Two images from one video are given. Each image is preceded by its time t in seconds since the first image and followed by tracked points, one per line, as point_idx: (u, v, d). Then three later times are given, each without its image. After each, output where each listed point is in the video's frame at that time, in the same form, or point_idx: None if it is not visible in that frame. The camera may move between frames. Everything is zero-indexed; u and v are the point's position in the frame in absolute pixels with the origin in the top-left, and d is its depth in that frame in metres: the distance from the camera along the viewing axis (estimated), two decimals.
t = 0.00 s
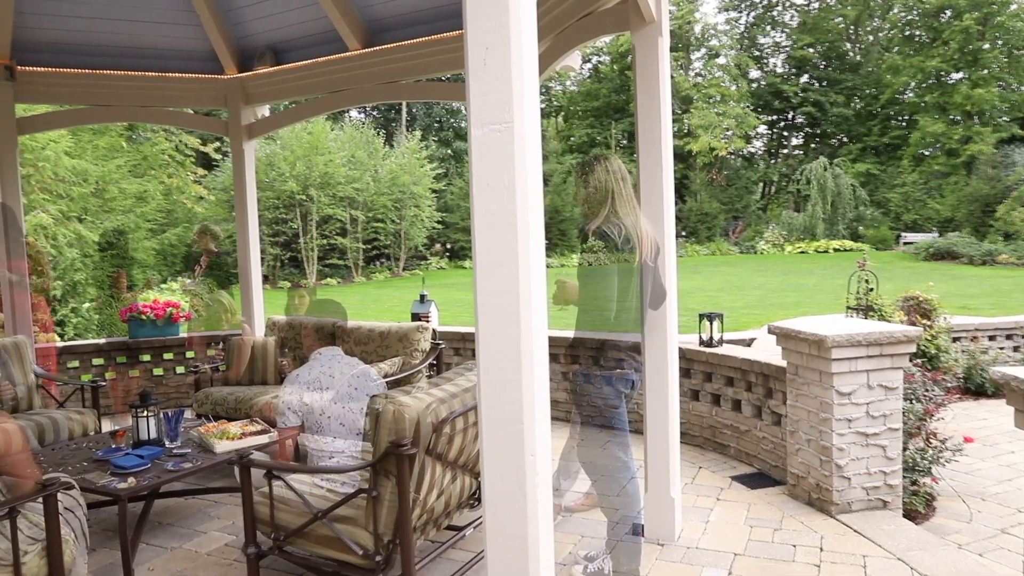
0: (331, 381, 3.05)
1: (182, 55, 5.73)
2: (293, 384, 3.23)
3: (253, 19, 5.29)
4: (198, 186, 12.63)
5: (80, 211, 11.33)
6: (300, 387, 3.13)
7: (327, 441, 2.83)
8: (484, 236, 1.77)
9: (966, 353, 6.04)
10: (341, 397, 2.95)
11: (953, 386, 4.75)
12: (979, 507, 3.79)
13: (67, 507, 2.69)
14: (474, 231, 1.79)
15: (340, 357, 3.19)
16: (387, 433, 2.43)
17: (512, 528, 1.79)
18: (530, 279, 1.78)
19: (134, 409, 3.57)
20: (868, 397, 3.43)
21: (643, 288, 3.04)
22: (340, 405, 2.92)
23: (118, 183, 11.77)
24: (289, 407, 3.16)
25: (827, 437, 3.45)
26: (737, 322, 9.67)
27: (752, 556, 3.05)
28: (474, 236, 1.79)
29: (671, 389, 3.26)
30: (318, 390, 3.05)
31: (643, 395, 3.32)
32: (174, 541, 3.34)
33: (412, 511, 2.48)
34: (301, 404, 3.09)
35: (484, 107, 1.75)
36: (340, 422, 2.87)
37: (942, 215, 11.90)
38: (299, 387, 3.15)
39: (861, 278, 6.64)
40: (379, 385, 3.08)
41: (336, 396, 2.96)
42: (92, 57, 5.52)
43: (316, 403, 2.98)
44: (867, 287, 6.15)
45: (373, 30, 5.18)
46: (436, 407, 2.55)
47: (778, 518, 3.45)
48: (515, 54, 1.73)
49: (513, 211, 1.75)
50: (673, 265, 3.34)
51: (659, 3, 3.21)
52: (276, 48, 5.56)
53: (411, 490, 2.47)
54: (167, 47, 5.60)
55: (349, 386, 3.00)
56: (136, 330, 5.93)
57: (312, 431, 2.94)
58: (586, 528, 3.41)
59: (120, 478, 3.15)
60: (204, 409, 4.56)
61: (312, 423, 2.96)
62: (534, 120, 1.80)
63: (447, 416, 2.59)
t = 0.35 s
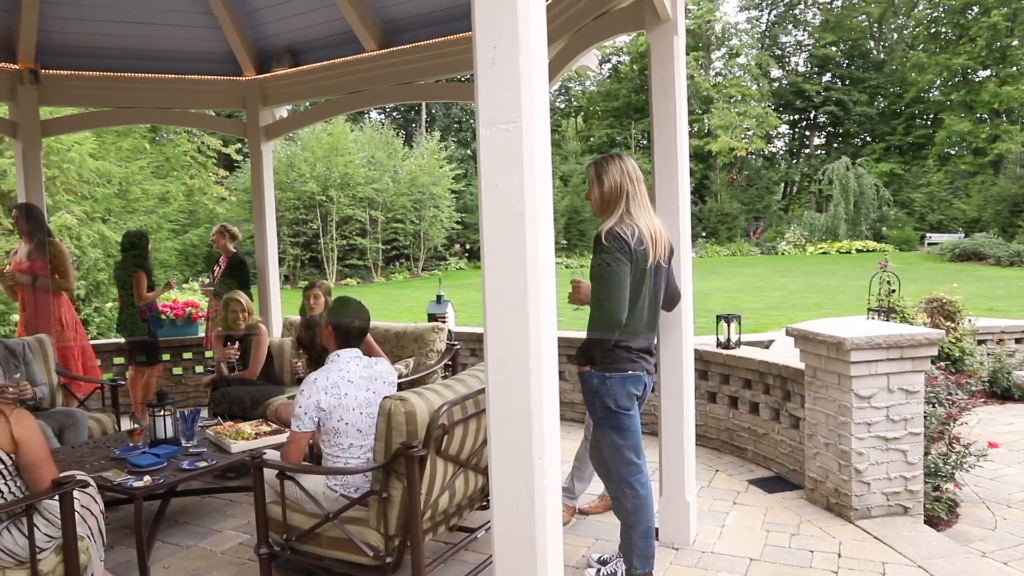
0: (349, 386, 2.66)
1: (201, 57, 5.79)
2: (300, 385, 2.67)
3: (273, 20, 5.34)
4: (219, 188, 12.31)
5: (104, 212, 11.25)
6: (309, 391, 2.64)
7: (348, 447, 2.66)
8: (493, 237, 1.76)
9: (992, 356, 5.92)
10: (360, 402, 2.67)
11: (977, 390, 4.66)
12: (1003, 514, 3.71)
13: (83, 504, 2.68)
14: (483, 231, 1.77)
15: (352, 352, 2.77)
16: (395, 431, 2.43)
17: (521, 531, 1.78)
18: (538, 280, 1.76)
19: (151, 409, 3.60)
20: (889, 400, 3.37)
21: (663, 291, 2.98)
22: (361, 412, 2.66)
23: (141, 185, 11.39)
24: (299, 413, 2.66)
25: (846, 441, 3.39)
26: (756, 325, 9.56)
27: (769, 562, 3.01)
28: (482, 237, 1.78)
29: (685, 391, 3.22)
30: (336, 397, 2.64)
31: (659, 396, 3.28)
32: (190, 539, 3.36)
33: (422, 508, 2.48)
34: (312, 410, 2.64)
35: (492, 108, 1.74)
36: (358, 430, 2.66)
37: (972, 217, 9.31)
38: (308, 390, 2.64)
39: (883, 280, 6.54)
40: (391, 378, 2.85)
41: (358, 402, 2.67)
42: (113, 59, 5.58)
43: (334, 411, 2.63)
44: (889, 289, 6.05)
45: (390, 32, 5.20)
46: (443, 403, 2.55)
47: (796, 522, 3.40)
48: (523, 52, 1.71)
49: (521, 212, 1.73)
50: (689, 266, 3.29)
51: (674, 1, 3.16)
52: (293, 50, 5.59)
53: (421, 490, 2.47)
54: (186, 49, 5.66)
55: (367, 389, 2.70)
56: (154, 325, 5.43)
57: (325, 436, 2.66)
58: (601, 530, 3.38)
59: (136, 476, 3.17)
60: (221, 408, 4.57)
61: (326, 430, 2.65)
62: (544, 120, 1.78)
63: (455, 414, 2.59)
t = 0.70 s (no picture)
0: (356, 383, 2.68)
1: (219, 60, 5.82)
2: (305, 385, 2.64)
3: (289, 22, 5.38)
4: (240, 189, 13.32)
5: (125, 213, 11.34)
6: (316, 390, 2.62)
7: (359, 442, 2.69)
8: (500, 239, 1.74)
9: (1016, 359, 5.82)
10: (367, 397, 2.70)
11: (1001, 394, 4.57)
12: None
13: (98, 502, 2.68)
14: (490, 233, 1.76)
15: (352, 352, 2.76)
16: (405, 431, 2.46)
17: (529, 533, 1.77)
18: (547, 281, 1.75)
19: (167, 409, 3.63)
20: (908, 404, 3.31)
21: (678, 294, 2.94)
22: (369, 407, 2.70)
23: (162, 186, 11.96)
24: (308, 413, 2.63)
25: (864, 446, 3.34)
26: (775, 325, 9.51)
27: (784, 567, 2.97)
28: (490, 238, 1.77)
29: (699, 395, 3.18)
30: (346, 395, 2.65)
31: (673, 399, 3.24)
32: (204, 539, 3.37)
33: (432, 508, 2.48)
34: (320, 410, 2.62)
35: (500, 109, 1.72)
36: (367, 425, 2.69)
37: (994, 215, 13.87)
38: (314, 390, 2.62)
39: (905, 282, 6.45)
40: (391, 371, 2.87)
41: (367, 399, 2.70)
42: (132, 63, 5.64)
43: (344, 408, 2.65)
44: (910, 291, 5.97)
45: (404, 33, 5.23)
46: (454, 404, 2.55)
47: (813, 528, 3.35)
48: (532, 53, 1.70)
49: (530, 213, 1.72)
50: (704, 268, 3.23)
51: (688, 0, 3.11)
52: (309, 52, 5.64)
53: (431, 491, 2.48)
54: (204, 52, 5.70)
55: (372, 385, 2.72)
56: (168, 321, 5.25)
57: (335, 435, 2.68)
58: (614, 534, 3.34)
59: (150, 476, 3.19)
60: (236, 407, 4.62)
61: (337, 428, 2.66)
62: (552, 120, 1.76)
63: (466, 415, 2.59)
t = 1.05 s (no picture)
0: (358, 381, 2.70)
1: (237, 62, 5.86)
2: (308, 388, 2.66)
3: (306, 23, 5.40)
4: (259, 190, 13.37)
5: (148, 214, 11.49)
6: (320, 390, 2.64)
7: (365, 441, 2.70)
8: (509, 239, 1.73)
9: None
10: (371, 395, 2.72)
11: None
12: None
13: (114, 501, 2.70)
14: (499, 235, 1.74)
15: (350, 354, 2.76)
16: (415, 432, 2.46)
17: (538, 535, 1.75)
18: (555, 283, 1.73)
19: (182, 408, 3.66)
20: (929, 408, 3.25)
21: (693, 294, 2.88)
22: (373, 404, 2.72)
23: (183, 187, 12.05)
24: (312, 414, 2.64)
25: (882, 450, 3.29)
26: (795, 326, 9.41)
27: (800, 573, 2.93)
28: (499, 239, 1.75)
29: (715, 397, 3.14)
30: (349, 393, 2.67)
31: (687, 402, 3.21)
32: (219, 537, 3.39)
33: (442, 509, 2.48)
34: (325, 410, 2.64)
35: (509, 109, 1.71)
36: (373, 422, 2.71)
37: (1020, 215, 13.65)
38: (318, 390, 2.64)
39: (927, 283, 6.34)
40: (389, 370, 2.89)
41: (369, 397, 2.71)
42: (152, 65, 5.69)
43: (349, 407, 2.66)
44: (932, 292, 5.87)
45: (420, 34, 5.23)
46: (464, 405, 2.55)
47: (830, 533, 3.30)
48: (540, 53, 1.68)
49: (538, 214, 1.70)
50: (720, 270, 3.18)
51: None
52: (326, 53, 5.66)
53: (441, 492, 2.48)
54: (222, 54, 5.74)
55: (374, 383, 2.74)
56: (187, 320, 5.28)
57: (342, 433, 2.69)
58: (627, 537, 3.32)
59: (166, 475, 3.22)
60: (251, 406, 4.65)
61: (343, 427, 2.67)
62: (563, 121, 1.75)
63: (477, 416, 2.59)
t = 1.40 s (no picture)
0: (377, 383, 2.71)
1: (254, 64, 5.89)
2: (327, 388, 2.65)
3: (323, 25, 5.43)
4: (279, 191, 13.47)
5: (169, 215, 11.62)
6: (340, 390, 2.63)
7: (383, 443, 2.70)
8: (518, 239, 1.72)
9: None
10: (388, 397, 2.73)
11: None
12: None
13: (129, 500, 2.72)
14: (508, 235, 1.73)
15: (362, 354, 2.78)
16: (426, 433, 2.46)
17: (547, 537, 1.73)
18: (563, 283, 1.71)
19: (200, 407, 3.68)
20: (950, 412, 3.19)
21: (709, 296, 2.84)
22: (390, 406, 2.72)
23: (204, 188, 12.18)
24: (331, 414, 2.63)
25: (902, 454, 3.23)
26: (815, 328, 9.30)
27: None
28: (507, 240, 1.74)
29: (729, 399, 3.10)
30: (369, 394, 2.68)
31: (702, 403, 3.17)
32: (233, 536, 3.41)
33: (453, 510, 2.47)
34: (345, 411, 2.63)
35: (517, 109, 1.70)
36: (391, 424, 2.71)
37: None
38: (339, 390, 2.63)
39: (950, 284, 6.23)
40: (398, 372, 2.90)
41: (387, 398, 2.72)
42: (172, 68, 5.75)
43: (369, 408, 2.67)
44: (956, 294, 5.76)
45: (435, 34, 5.23)
46: (475, 406, 2.54)
47: (848, 538, 3.25)
48: (548, 52, 1.67)
49: (547, 214, 1.69)
50: (735, 270, 3.13)
51: None
52: (343, 54, 5.69)
53: (452, 493, 2.47)
54: (240, 56, 5.78)
55: (390, 384, 2.75)
56: (206, 321, 5.32)
57: (359, 435, 2.67)
58: (641, 540, 3.29)
59: (182, 474, 3.24)
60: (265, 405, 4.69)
61: (362, 429, 2.67)
62: (571, 120, 1.73)
63: (489, 417, 2.58)
